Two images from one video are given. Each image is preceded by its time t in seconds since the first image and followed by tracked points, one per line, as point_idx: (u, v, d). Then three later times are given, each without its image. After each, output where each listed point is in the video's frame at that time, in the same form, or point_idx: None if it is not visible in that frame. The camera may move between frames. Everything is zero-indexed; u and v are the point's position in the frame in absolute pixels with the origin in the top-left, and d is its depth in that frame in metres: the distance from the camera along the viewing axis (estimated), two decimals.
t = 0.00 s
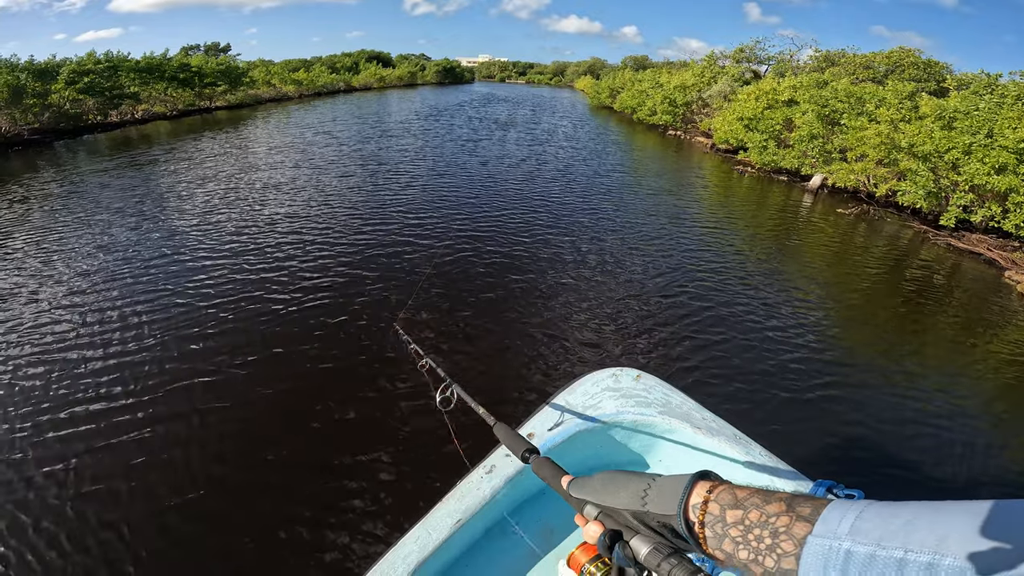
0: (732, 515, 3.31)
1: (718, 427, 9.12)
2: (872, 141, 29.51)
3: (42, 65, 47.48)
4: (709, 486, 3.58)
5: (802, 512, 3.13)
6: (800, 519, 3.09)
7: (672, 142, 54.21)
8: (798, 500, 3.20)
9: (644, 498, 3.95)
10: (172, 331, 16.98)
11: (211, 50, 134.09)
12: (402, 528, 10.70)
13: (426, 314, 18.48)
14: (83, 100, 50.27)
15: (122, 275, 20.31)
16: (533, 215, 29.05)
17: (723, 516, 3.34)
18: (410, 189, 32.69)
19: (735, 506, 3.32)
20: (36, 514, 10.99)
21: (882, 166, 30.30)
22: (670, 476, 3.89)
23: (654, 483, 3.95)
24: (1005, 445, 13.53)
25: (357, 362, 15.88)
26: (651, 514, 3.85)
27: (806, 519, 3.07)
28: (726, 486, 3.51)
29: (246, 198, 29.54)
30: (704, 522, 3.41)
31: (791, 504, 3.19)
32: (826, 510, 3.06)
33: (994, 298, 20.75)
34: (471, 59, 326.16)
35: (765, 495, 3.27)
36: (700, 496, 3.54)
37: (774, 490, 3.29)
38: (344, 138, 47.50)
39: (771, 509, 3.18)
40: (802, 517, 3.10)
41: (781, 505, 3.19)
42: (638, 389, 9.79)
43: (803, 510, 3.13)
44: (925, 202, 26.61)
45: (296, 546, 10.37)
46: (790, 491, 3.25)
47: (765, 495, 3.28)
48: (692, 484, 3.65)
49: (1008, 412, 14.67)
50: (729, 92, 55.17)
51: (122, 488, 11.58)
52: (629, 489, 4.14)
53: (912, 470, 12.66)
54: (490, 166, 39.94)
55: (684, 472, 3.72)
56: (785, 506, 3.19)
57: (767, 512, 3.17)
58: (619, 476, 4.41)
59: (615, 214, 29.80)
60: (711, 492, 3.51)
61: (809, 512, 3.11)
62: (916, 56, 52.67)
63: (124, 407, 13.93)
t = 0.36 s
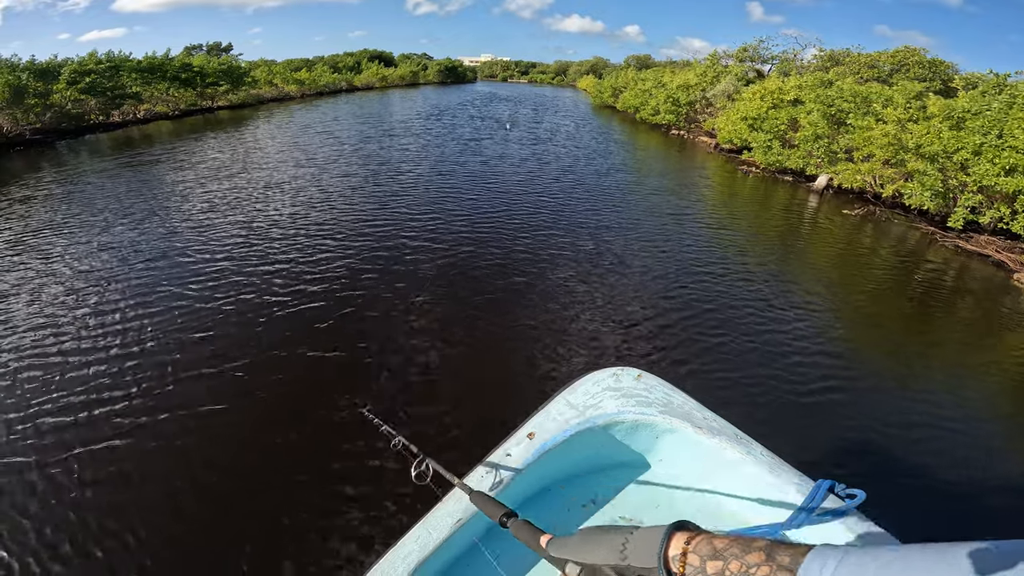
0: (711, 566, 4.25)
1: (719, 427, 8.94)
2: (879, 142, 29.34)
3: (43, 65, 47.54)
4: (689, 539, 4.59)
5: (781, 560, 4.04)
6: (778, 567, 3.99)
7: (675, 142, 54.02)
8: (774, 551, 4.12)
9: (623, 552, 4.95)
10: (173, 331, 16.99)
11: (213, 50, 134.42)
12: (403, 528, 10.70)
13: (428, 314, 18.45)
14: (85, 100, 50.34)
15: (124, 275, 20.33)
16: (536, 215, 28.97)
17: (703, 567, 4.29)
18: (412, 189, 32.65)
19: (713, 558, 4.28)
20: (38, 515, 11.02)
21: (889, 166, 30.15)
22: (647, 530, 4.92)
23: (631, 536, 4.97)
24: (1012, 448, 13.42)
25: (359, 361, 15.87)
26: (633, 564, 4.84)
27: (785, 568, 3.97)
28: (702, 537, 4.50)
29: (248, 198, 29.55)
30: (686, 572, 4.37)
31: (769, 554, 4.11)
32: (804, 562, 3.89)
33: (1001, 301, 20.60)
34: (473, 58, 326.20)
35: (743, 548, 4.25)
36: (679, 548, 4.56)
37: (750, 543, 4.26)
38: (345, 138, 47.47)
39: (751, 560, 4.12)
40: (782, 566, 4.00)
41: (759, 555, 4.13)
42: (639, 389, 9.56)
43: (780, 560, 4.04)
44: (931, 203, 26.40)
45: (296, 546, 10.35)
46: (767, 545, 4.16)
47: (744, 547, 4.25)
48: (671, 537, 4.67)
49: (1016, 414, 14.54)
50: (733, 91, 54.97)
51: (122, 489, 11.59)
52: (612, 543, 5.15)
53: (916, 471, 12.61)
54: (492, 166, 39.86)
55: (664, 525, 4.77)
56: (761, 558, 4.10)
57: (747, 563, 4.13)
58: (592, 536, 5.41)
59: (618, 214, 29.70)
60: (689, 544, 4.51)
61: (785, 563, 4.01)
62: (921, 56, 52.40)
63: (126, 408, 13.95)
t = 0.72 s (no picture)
0: (738, 537, 3.58)
1: (728, 428, 8.99)
2: (893, 142, 28.99)
3: (53, 64, 47.96)
4: (717, 509, 3.91)
5: (805, 532, 3.40)
6: (804, 540, 3.34)
7: (683, 142, 53.79)
8: (802, 522, 3.47)
9: (652, 521, 4.33)
10: (179, 328, 17.02)
11: (221, 48, 135.58)
12: (409, 527, 10.64)
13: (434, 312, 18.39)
14: (93, 98, 50.76)
15: (131, 273, 20.41)
16: (543, 214, 28.86)
17: (730, 538, 3.63)
18: (419, 188, 32.65)
19: (742, 529, 3.60)
20: (46, 510, 11.07)
21: (902, 168, 29.77)
22: (679, 500, 4.23)
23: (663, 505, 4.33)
24: None
25: (365, 360, 15.86)
26: (659, 535, 4.21)
27: (809, 540, 3.31)
28: (733, 509, 3.85)
29: (255, 196, 29.61)
30: (713, 544, 3.69)
31: (796, 526, 3.45)
32: (829, 532, 3.27)
33: (1017, 305, 20.29)
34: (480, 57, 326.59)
35: (771, 518, 3.55)
36: (708, 518, 3.88)
37: (779, 512, 3.57)
38: (352, 137, 47.55)
39: (776, 531, 3.44)
40: (806, 538, 3.35)
41: (786, 527, 3.45)
42: (649, 389, 9.57)
43: (805, 531, 3.39)
44: (946, 206, 26.07)
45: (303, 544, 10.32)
46: (795, 513, 3.52)
47: (771, 518, 3.56)
48: (701, 508, 4.00)
49: None
50: (742, 91, 54.59)
51: (131, 485, 11.66)
52: (640, 510, 4.52)
53: (929, 474, 12.39)
54: (499, 165, 39.78)
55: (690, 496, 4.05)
56: (790, 527, 3.45)
57: (772, 534, 3.44)
58: (628, 499, 4.77)
59: (626, 214, 29.52)
60: (718, 515, 3.84)
61: (811, 533, 3.36)
62: (933, 56, 51.84)
63: (133, 405, 13.99)
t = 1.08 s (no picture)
0: (731, 556, 4.19)
1: (731, 429, 8.80)
2: (901, 144, 28.87)
3: (55, 63, 48.06)
4: (709, 528, 4.54)
5: (801, 551, 3.86)
6: (799, 558, 3.82)
7: (687, 142, 53.62)
8: (797, 541, 3.93)
9: (642, 541, 5.00)
10: (180, 328, 17.02)
11: (223, 46, 135.90)
12: (409, 531, 10.66)
13: (436, 313, 18.37)
14: (95, 97, 50.89)
15: (133, 273, 20.43)
16: (545, 215, 28.78)
17: (722, 556, 4.25)
18: (422, 188, 32.62)
19: (734, 547, 4.22)
20: (48, 512, 11.11)
21: (910, 170, 29.61)
22: (667, 520, 4.87)
23: (651, 525, 4.97)
24: None
25: (367, 361, 15.87)
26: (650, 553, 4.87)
27: (805, 559, 3.79)
28: (723, 527, 4.44)
29: (257, 196, 29.60)
30: (705, 561, 4.36)
31: (791, 545, 3.92)
32: (826, 552, 3.73)
33: None
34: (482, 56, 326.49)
35: (763, 536, 4.11)
36: (699, 537, 4.53)
37: (774, 533, 4.06)
38: (354, 136, 47.55)
39: (771, 551, 3.94)
40: (802, 557, 3.82)
41: (781, 546, 3.95)
42: (650, 391, 9.43)
43: (801, 550, 3.86)
44: (954, 209, 25.87)
45: (305, 548, 10.35)
46: (790, 534, 3.99)
47: (766, 537, 4.07)
48: (692, 527, 4.64)
49: None
50: (746, 91, 54.33)
51: (132, 488, 11.68)
52: (631, 532, 5.20)
53: (932, 479, 12.32)
54: (502, 165, 39.72)
55: (684, 516, 4.71)
56: (783, 546, 3.94)
57: (766, 552, 3.96)
58: (615, 521, 5.50)
59: (629, 214, 29.40)
60: (710, 534, 4.47)
61: (808, 551, 3.84)
62: (939, 56, 51.48)
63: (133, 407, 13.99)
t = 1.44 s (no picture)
0: (739, 549, 4.18)
1: (736, 428, 8.78)
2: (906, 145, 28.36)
3: (57, 62, 48.15)
4: (716, 521, 4.50)
5: (805, 542, 3.92)
6: (804, 549, 3.87)
7: (691, 142, 53.51)
8: (800, 532, 4.01)
9: (654, 536, 4.87)
10: (184, 327, 17.02)
11: (226, 46, 136.25)
12: (415, 528, 10.62)
13: (440, 312, 18.34)
14: (97, 96, 50.92)
15: (136, 272, 20.42)
16: (548, 215, 28.72)
17: (731, 549, 4.22)
18: (425, 187, 32.59)
19: (741, 540, 4.20)
20: (52, 509, 11.06)
21: (917, 172, 29.40)
22: (677, 516, 4.83)
23: (662, 521, 4.89)
24: None
25: (371, 359, 15.81)
26: (662, 548, 4.78)
27: (809, 549, 3.84)
28: (730, 520, 4.42)
29: (260, 195, 29.57)
30: (714, 555, 4.31)
31: (794, 535, 4.00)
32: (828, 539, 3.78)
33: None
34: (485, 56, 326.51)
35: (770, 528, 4.13)
36: (708, 531, 4.47)
37: (778, 524, 4.13)
38: (357, 135, 47.54)
39: (776, 542, 4.01)
40: (806, 547, 3.88)
41: (785, 537, 4.01)
42: (655, 389, 9.43)
43: (806, 541, 3.91)
44: (963, 212, 25.65)
45: (311, 545, 10.29)
46: (792, 525, 4.06)
47: (770, 529, 4.13)
48: (701, 520, 4.58)
49: None
50: (750, 92, 54.15)
51: (136, 484, 11.62)
52: (639, 526, 5.12)
53: (940, 480, 12.25)
54: (506, 165, 39.63)
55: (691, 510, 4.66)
56: (787, 538, 4.00)
57: (772, 544, 4.02)
58: (628, 516, 5.37)
59: (633, 215, 29.32)
60: (718, 527, 4.43)
61: (810, 540, 3.90)
62: (945, 56, 51.22)
63: (136, 403, 13.95)
